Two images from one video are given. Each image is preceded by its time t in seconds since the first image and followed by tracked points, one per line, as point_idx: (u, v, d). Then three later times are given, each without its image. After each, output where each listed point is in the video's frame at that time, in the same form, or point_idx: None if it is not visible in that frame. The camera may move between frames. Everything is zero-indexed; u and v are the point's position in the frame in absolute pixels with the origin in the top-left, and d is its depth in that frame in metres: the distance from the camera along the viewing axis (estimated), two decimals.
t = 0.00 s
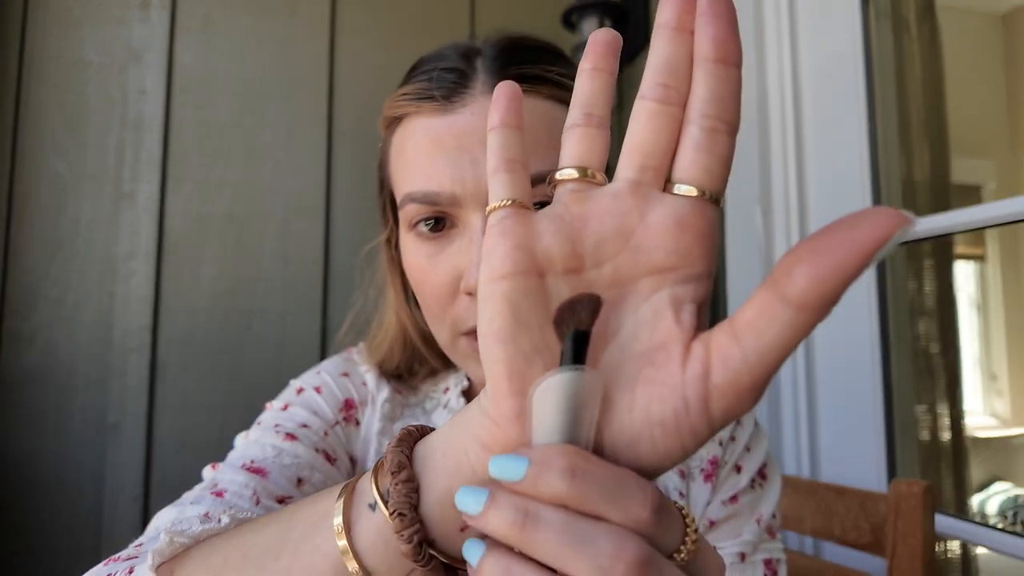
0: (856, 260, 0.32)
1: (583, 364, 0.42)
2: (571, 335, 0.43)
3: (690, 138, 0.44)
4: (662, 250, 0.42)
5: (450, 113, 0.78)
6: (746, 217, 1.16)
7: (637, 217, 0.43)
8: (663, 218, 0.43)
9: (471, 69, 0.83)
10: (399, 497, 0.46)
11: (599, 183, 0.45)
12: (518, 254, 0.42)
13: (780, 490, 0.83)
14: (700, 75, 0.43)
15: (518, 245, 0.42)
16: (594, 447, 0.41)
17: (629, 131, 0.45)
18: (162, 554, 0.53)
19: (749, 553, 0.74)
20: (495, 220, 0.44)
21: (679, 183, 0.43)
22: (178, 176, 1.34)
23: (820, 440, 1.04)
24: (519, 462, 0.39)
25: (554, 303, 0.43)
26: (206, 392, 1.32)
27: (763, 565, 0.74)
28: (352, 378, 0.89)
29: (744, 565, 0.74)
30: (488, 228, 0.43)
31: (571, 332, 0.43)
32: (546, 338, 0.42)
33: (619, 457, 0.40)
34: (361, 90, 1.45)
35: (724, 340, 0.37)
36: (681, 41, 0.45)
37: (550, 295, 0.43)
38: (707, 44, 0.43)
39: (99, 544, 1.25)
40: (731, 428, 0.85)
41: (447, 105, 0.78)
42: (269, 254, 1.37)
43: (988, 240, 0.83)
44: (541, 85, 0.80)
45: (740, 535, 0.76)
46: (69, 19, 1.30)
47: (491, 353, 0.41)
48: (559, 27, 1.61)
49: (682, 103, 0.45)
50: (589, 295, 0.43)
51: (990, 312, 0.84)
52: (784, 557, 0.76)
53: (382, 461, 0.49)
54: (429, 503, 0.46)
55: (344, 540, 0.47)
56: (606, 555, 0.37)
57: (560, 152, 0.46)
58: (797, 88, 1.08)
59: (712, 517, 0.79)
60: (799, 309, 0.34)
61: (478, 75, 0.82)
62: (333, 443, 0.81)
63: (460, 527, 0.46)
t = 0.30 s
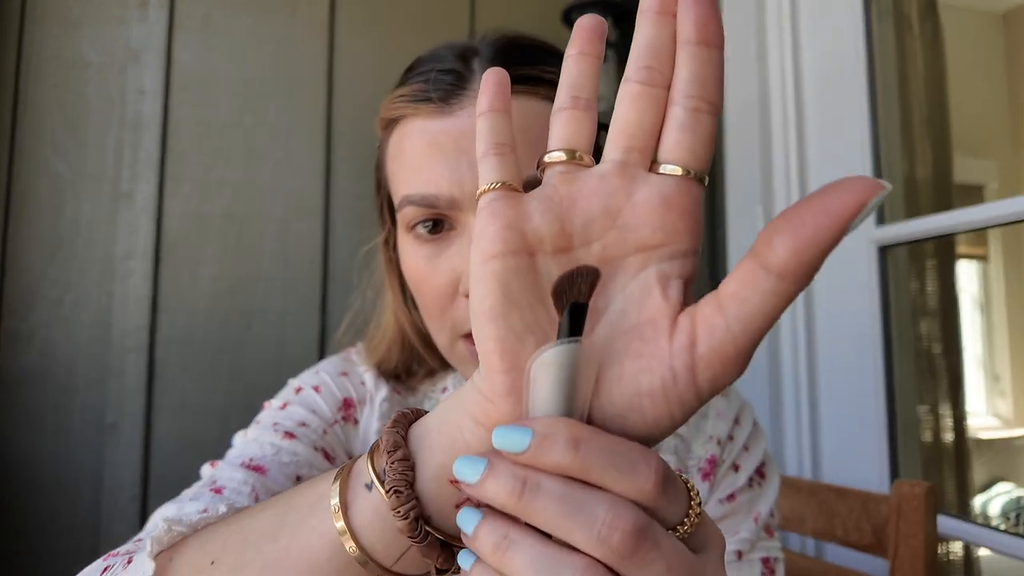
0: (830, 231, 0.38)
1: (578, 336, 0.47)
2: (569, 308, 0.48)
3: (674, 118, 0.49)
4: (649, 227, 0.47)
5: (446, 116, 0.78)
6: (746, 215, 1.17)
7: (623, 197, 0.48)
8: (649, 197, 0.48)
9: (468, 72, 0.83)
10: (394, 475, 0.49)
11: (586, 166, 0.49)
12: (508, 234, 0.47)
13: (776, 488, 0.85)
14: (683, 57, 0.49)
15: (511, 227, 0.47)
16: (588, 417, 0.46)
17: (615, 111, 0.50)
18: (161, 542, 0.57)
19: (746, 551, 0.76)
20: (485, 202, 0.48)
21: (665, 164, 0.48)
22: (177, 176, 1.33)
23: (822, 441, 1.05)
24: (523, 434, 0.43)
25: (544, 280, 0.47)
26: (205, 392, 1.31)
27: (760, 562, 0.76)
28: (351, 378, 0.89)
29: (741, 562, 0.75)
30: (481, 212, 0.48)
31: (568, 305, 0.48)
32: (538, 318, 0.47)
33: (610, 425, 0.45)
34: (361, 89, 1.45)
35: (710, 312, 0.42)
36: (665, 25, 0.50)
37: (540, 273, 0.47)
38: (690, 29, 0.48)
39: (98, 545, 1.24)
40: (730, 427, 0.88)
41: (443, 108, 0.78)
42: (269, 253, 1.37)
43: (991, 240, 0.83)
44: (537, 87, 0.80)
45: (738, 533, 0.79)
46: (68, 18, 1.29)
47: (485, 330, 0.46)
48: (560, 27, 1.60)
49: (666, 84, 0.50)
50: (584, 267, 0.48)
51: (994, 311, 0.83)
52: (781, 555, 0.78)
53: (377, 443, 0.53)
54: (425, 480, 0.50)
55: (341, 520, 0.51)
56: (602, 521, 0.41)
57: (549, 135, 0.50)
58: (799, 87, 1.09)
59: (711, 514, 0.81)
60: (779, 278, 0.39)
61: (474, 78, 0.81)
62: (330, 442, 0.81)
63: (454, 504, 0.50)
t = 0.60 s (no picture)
0: (819, 221, 0.38)
1: (564, 328, 0.45)
2: (555, 297, 0.46)
3: (665, 112, 0.49)
4: (641, 220, 0.48)
5: (443, 117, 0.78)
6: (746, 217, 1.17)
7: (615, 190, 0.49)
8: (640, 189, 0.48)
9: (465, 74, 0.83)
10: (393, 468, 0.49)
11: (579, 159, 0.50)
12: (502, 229, 0.47)
13: (774, 485, 0.86)
14: (672, 50, 0.49)
15: (505, 221, 0.47)
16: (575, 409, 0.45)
17: (606, 105, 0.51)
18: (161, 538, 0.56)
19: (744, 548, 0.77)
20: (478, 197, 0.48)
21: (655, 157, 0.49)
22: (177, 176, 1.33)
23: (822, 440, 1.05)
24: (512, 427, 0.43)
25: (537, 273, 0.48)
26: (205, 392, 1.31)
27: (758, 560, 0.76)
28: (350, 378, 0.89)
29: (739, 560, 0.76)
30: (475, 207, 0.48)
31: (555, 295, 0.46)
32: (531, 312, 0.47)
33: (603, 421, 0.46)
34: (361, 89, 1.45)
35: (702, 302, 0.42)
36: (654, 20, 0.50)
37: (533, 267, 0.48)
38: (677, 22, 0.49)
39: (98, 545, 1.24)
40: (727, 425, 0.88)
41: (440, 110, 0.78)
42: (268, 253, 1.37)
43: (991, 240, 0.83)
44: (534, 87, 0.80)
45: (736, 530, 0.79)
46: (67, 18, 1.29)
47: (479, 324, 0.47)
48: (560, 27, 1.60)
49: (656, 78, 0.50)
50: (576, 260, 0.48)
51: (995, 311, 0.83)
52: (779, 552, 0.78)
53: (376, 437, 0.53)
54: (423, 474, 0.50)
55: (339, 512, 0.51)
56: (589, 512, 0.42)
57: (541, 130, 0.51)
58: (799, 88, 1.10)
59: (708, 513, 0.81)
60: (769, 268, 0.39)
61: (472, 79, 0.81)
62: (330, 442, 0.81)
63: (449, 495, 0.49)
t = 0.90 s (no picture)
0: (807, 211, 0.38)
1: (561, 322, 0.46)
2: (550, 293, 0.47)
3: (656, 108, 0.49)
4: (635, 215, 0.48)
5: (441, 118, 0.78)
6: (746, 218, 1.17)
7: (609, 185, 0.49)
8: (633, 184, 0.48)
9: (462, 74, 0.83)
10: (392, 462, 0.49)
11: (572, 155, 0.50)
12: (497, 225, 0.47)
13: (771, 485, 0.86)
14: (663, 46, 0.49)
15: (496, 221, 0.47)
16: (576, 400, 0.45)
17: (598, 99, 0.51)
18: (162, 537, 0.57)
19: (742, 547, 0.77)
20: (473, 192, 0.48)
21: (648, 152, 0.49)
22: (177, 176, 1.33)
23: (822, 440, 1.05)
24: (516, 420, 0.42)
25: (533, 268, 0.48)
26: (204, 393, 1.31)
27: (756, 559, 0.76)
28: (348, 378, 0.89)
29: (739, 559, 0.76)
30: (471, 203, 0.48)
31: (551, 291, 0.47)
32: (528, 306, 0.47)
33: (600, 411, 0.46)
34: (361, 89, 1.44)
35: (693, 293, 0.42)
36: (645, 14, 0.50)
37: (530, 261, 0.48)
38: (668, 17, 0.49)
39: (97, 545, 1.24)
40: (725, 424, 0.88)
41: (439, 110, 0.78)
42: (268, 253, 1.37)
43: (991, 240, 0.83)
44: (531, 87, 0.80)
45: (734, 529, 0.79)
46: (68, 18, 1.29)
47: (476, 319, 0.47)
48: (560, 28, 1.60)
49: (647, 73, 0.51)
50: (569, 254, 0.48)
51: (994, 311, 0.83)
52: (776, 551, 0.78)
53: (375, 433, 0.53)
54: (421, 466, 0.49)
55: (338, 505, 0.51)
56: (593, 502, 0.42)
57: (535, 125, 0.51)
58: (800, 90, 1.10)
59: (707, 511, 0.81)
60: (758, 258, 0.39)
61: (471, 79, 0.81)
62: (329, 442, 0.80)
63: (449, 487, 0.49)
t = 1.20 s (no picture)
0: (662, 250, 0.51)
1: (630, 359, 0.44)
2: (621, 326, 0.44)
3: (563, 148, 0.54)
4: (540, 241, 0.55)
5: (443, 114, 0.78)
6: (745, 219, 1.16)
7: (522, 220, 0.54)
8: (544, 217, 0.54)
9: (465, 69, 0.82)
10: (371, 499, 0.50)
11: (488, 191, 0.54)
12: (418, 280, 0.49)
13: (773, 484, 0.85)
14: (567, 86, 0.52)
15: (451, 225, 0.51)
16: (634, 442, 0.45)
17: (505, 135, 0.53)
18: None
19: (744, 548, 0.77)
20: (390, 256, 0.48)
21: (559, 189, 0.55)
22: (177, 176, 1.33)
23: (821, 439, 1.05)
24: (570, 457, 0.43)
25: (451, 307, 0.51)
26: (204, 393, 1.31)
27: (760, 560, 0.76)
28: (339, 385, 0.88)
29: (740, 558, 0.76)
30: (381, 206, 0.47)
31: (621, 324, 0.44)
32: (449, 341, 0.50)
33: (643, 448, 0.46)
34: (361, 88, 1.44)
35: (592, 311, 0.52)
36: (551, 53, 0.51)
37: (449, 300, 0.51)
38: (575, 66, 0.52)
39: (97, 545, 1.24)
40: (726, 424, 0.88)
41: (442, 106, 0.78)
42: (269, 253, 1.37)
43: (991, 240, 0.83)
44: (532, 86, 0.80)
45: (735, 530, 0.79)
46: (68, 19, 1.30)
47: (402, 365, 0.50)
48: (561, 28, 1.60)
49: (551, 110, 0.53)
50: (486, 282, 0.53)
51: (994, 311, 0.83)
52: (778, 551, 0.78)
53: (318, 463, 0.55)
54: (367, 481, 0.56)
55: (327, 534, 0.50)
56: (646, 551, 0.42)
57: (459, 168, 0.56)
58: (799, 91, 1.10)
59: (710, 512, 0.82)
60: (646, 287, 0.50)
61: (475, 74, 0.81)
62: (320, 457, 0.81)
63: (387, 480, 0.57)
